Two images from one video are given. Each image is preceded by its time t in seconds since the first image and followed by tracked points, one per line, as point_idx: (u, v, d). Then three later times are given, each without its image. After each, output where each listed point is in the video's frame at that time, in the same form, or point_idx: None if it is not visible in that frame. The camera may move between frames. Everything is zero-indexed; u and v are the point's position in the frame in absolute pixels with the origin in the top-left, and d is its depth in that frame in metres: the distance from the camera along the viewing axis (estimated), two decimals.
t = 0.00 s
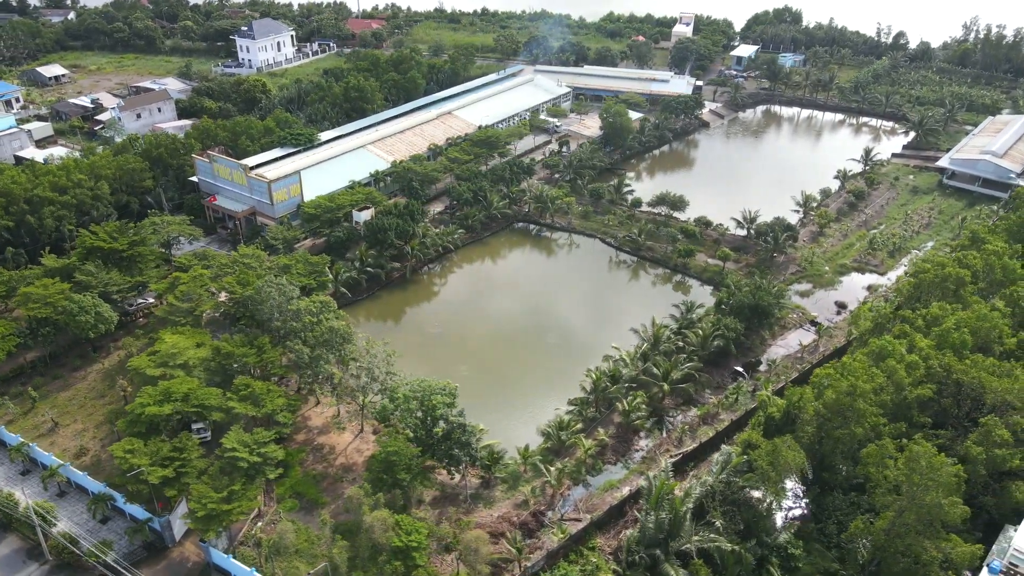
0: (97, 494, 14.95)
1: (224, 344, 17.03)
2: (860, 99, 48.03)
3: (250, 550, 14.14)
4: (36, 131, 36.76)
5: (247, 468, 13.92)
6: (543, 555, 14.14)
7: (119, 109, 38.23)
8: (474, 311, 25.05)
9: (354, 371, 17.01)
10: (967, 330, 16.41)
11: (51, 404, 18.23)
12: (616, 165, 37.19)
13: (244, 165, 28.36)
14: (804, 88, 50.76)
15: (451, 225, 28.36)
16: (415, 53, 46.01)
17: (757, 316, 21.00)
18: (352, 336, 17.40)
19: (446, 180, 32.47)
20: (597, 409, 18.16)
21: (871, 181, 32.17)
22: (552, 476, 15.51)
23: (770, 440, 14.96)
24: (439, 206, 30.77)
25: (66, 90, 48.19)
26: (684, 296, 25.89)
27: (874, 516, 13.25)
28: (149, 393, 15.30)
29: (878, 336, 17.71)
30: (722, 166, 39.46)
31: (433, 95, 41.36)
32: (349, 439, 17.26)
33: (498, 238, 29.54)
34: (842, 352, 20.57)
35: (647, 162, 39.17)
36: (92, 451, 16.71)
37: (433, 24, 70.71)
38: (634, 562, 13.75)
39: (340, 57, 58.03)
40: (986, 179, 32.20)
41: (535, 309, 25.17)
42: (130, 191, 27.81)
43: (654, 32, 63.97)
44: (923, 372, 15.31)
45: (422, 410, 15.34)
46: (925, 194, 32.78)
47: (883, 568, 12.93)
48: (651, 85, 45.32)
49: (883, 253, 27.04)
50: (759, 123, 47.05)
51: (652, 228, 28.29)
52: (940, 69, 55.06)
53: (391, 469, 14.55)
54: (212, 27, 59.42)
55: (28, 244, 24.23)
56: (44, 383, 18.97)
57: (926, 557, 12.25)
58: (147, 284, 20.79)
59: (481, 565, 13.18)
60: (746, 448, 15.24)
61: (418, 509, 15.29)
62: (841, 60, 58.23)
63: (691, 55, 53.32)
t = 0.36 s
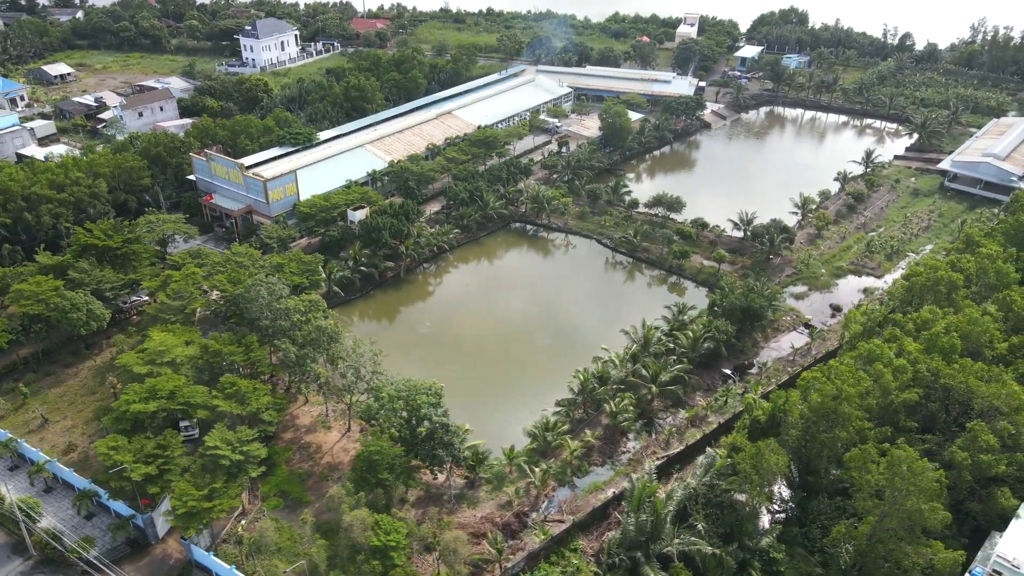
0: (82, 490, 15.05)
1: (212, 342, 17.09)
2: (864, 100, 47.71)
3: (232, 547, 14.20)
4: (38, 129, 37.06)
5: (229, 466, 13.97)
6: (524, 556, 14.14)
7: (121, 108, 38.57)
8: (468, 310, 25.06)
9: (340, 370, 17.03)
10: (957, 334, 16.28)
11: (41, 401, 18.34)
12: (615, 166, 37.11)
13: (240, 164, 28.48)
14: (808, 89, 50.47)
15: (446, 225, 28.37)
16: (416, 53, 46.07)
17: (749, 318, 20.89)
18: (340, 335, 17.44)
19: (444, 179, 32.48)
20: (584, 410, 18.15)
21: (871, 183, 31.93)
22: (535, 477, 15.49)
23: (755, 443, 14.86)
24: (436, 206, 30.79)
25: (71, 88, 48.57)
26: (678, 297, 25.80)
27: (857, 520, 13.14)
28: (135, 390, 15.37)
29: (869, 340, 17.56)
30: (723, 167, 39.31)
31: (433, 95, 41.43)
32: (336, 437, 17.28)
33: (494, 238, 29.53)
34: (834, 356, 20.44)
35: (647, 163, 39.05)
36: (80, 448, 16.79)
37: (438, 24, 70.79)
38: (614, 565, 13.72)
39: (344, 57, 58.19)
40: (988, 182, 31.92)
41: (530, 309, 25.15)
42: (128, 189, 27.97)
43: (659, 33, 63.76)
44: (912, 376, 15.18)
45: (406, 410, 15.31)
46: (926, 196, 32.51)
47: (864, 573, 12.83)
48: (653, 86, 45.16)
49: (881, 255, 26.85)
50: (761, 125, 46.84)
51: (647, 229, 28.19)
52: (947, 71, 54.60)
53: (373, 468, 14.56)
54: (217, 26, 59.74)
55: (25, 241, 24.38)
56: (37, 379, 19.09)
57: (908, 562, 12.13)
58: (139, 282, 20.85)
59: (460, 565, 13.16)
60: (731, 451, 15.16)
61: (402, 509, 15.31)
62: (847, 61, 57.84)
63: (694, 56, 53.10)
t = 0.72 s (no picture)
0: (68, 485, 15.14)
1: (200, 339, 17.17)
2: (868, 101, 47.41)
3: (214, 545, 14.23)
4: (42, 126, 37.35)
5: (211, 463, 14.02)
6: (505, 556, 14.13)
7: (123, 106, 38.81)
8: (462, 310, 25.05)
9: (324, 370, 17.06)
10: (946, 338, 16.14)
11: (32, 397, 18.45)
12: (614, 167, 37.02)
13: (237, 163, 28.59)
14: (811, 90, 50.18)
15: (442, 225, 28.38)
16: (418, 53, 46.13)
17: (741, 321, 20.78)
18: (327, 334, 17.48)
19: (441, 179, 32.49)
20: (572, 412, 18.13)
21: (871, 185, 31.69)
22: (519, 478, 15.47)
23: (739, 445, 14.77)
24: (432, 206, 30.81)
25: (76, 87, 48.92)
26: (674, 299, 25.66)
27: (839, 524, 13.03)
28: (121, 387, 15.45)
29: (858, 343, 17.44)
30: (724, 168, 39.16)
31: (433, 95, 41.49)
32: (323, 436, 17.31)
33: (491, 238, 29.52)
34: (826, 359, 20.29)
35: (647, 164, 38.93)
36: (68, 444, 16.88)
37: (442, 23, 70.88)
38: (594, 567, 13.68)
39: (347, 56, 58.36)
40: (989, 185, 31.63)
41: (525, 308, 25.13)
42: (126, 187, 28.13)
43: (663, 33, 63.57)
44: (899, 380, 15.06)
45: (390, 409, 15.30)
46: (927, 199, 32.24)
47: None
48: (655, 87, 45.00)
49: (878, 258, 26.64)
50: (764, 125, 46.59)
51: (643, 230, 28.10)
52: (953, 72, 54.12)
53: (356, 467, 14.58)
54: (222, 25, 60.05)
55: (22, 238, 24.56)
56: (29, 375, 19.22)
57: (888, 568, 12.01)
58: (132, 280, 20.95)
59: (438, 565, 13.15)
60: (715, 453, 15.08)
61: (385, 508, 15.33)
62: (852, 62, 57.46)
63: (697, 57, 52.75)
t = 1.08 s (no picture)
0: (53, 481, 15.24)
1: (188, 337, 17.23)
2: (872, 103, 47.10)
3: (196, 542, 14.28)
4: (45, 125, 37.67)
5: (194, 461, 14.06)
6: (486, 557, 14.10)
7: (125, 105, 39.06)
8: (456, 309, 25.06)
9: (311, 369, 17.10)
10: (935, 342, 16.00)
11: (24, 393, 18.57)
12: (613, 168, 36.95)
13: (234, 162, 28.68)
14: (815, 92, 49.91)
15: (437, 225, 28.40)
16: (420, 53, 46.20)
17: (732, 323, 20.68)
18: (315, 334, 17.52)
19: (439, 179, 32.51)
20: (559, 413, 18.10)
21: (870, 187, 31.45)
22: (502, 478, 15.45)
23: (722, 448, 14.69)
24: (429, 206, 30.82)
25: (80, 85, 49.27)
26: (667, 301, 25.55)
27: (821, 528, 12.92)
28: (107, 384, 15.52)
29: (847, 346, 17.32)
30: (724, 169, 39.02)
31: (433, 95, 41.51)
32: (310, 434, 17.35)
33: (487, 238, 29.51)
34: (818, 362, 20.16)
35: (647, 165, 38.80)
36: (57, 440, 16.99)
37: (447, 24, 70.95)
38: (575, 568, 13.65)
39: (351, 55, 58.53)
40: (991, 188, 31.32)
41: (520, 309, 25.11)
42: (124, 185, 28.31)
43: (668, 33, 63.40)
44: (885, 384, 14.93)
45: (373, 408, 15.31)
46: (928, 201, 31.97)
47: None
48: (656, 87, 44.86)
49: (875, 261, 26.44)
50: (767, 127, 46.41)
51: (639, 231, 28.01)
52: (959, 74, 53.66)
53: (338, 466, 14.59)
54: (226, 24, 60.34)
55: (19, 235, 24.73)
56: (21, 372, 19.35)
57: (867, 573, 11.91)
58: (126, 277, 21.04)
59: (417, 565, 13.13)
60: (699, 456, 15.01)
61: (368, 508, 15.36)
62: (857, 64, 57.11)
63: (701, 57, 52.50)
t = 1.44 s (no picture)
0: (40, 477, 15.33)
1: (176, 335, 17.29)
2: (876, 104, 46.78)
3: (179, 540, 14.32)
4: (47, 123, 37.98)
5: (176, 458, 14.08)
6: (467, 557, 14.09)
7: (127, 103, 39.27)
8: (449, 309, 25.06)
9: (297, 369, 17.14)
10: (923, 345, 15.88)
11: (15, 389, 18.68)
12: (612, 168, 36.88)
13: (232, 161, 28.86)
14: (818, 93, 49.62)
15: (432, 225, 28.41)
16: (422, 52, 46.27)
17: (723, 325, 20.57)
18: (302, 333, 17.55)
19: (436, 179, 32.53)
20: (547, 414, 18.07)
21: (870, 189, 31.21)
22: (486, 479, 15.44)
23: (706, 450, 14.62)
24: (426, 205, 30.83)
25: (86, 83, 49.68)
26: (660, 303, 25.41)
27: (802, 533, 12.81)
28: (94, 380, 15.59)
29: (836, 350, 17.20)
30: (725, 170, 38.91)
31: (435, 95, 41.63)
32: (297, 433, 17.40)
33: (483, 238, 29.49)
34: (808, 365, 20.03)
35: (647, 166, 38.72)
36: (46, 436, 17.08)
37: (451, 24, 71.06)
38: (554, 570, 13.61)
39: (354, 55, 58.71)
40: (993, 191, 31.02)
41: (514, 309, 25.10)
42: (122, 183, 28.48)
43: (672, 33, 63.23)
44: (871, 388, 14.81)
45: (357, 408, 15.32)
46: (928, 204, 31.69)
47: None
48: (658, 88, 44.71)
49: (872, 264, 26.24)
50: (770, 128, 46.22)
51: (634, 232, 27.92)
52: (965, 76, 53.19)
53: (321, 465, 14.61)
54: (231, 23, 60.66)
55: (16, 231, 24.89)
56: (13, 368, 19.49)
57: None
58: (118, 274, 21.16)
59: (396, 565, 13.12)
60: (682, 459, 14.94)
61: (351, 507, 15.39)
62: (862, 65, 56.74)
63: (704, 58, 52.31)
